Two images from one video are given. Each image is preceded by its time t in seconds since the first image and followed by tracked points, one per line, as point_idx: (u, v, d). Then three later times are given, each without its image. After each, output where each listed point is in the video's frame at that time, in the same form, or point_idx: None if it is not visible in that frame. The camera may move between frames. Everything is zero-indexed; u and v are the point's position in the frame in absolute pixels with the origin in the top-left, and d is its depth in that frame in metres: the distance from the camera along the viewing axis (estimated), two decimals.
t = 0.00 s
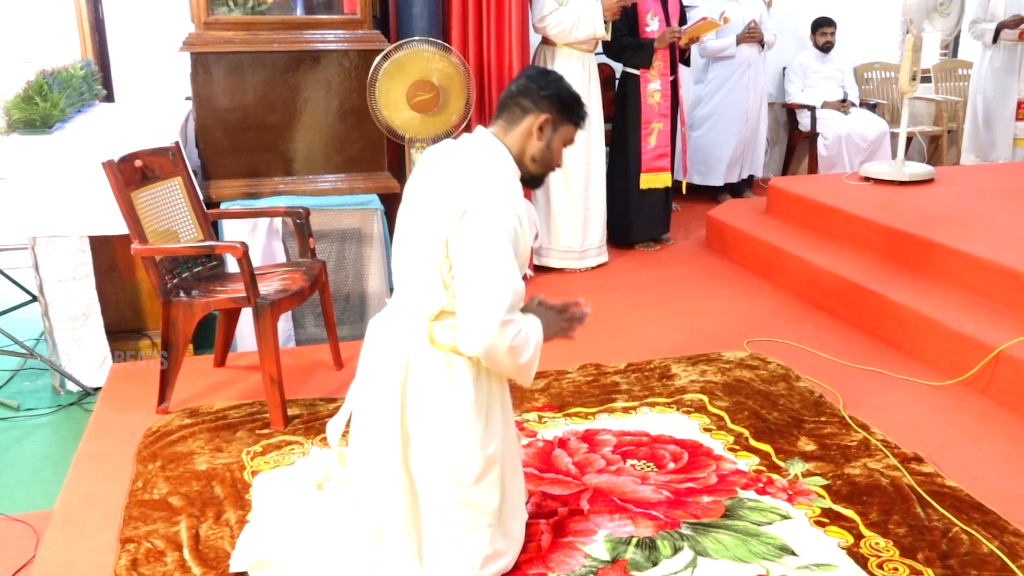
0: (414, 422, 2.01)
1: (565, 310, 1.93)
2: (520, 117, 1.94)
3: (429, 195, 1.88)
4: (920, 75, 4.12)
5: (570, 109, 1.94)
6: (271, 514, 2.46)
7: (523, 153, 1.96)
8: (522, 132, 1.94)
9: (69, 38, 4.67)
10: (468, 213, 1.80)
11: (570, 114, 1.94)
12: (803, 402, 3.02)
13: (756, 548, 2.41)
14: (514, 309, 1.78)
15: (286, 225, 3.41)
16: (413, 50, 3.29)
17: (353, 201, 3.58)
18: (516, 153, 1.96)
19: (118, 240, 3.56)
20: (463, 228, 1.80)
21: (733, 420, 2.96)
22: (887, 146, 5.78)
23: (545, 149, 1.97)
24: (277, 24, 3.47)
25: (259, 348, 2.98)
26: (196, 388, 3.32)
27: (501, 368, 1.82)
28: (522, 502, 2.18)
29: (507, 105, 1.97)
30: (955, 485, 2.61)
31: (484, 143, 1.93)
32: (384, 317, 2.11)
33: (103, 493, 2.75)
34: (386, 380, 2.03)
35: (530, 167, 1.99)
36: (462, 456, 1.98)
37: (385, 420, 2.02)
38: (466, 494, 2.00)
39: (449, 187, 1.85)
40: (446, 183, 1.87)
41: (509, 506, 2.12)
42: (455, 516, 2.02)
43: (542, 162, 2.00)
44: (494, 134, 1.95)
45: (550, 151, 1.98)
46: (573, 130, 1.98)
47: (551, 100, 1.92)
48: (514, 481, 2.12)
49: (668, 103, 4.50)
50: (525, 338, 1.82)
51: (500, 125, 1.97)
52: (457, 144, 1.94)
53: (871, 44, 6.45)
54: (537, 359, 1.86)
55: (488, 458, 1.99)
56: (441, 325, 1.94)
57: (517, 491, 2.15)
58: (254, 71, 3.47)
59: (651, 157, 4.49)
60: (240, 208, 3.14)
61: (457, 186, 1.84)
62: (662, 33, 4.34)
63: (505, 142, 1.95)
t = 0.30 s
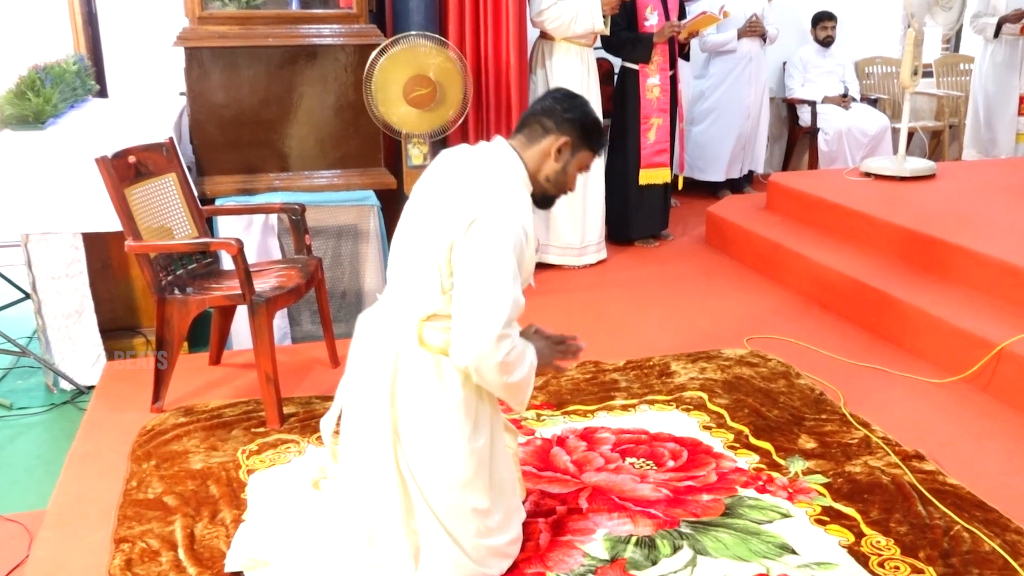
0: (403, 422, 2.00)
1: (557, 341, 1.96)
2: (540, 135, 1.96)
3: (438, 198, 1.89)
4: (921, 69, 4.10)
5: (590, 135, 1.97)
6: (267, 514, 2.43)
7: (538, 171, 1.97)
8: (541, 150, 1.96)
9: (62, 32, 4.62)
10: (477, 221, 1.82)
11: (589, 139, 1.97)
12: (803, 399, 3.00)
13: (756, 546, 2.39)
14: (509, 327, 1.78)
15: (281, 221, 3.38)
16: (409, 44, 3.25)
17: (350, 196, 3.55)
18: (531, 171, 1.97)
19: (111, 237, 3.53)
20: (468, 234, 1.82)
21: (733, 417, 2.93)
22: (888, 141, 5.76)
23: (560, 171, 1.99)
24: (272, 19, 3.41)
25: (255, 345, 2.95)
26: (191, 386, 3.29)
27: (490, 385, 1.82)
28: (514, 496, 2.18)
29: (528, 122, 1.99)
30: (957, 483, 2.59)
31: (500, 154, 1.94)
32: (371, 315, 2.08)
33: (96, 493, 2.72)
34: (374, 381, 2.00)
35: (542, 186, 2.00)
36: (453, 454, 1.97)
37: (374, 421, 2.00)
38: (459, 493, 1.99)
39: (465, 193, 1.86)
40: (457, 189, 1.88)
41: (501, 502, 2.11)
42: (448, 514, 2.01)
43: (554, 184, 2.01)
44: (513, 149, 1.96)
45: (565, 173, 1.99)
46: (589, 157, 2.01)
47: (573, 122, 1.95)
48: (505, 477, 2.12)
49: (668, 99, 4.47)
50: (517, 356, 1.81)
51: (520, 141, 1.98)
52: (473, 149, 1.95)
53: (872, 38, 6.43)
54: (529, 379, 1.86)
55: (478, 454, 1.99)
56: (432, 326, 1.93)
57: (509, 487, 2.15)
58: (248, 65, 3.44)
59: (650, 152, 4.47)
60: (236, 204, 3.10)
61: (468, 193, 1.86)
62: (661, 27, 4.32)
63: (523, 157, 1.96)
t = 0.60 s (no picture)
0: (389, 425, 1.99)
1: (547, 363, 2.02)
2: (555, 152, 1.97)
3: (446, 200, 1.90)
4: (925, 59, 4.04)
5: (603, 159, 1.98)
6: (259, 513, 2.38)
7: (548, 188, 1.98)
8: (554, 167, 1.97)
9: (50, 22, 4.55)
10: (486, 229, 1.81)
11: (602, 163, 1.98)
12: (805, 394, 2.95)
13: (757, 544, 2.34)
14: (505, 340, 1.78)
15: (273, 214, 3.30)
16: (403, 33, 3.19)
17: (344, 189, 3.50)
18: (542, 187, 1.98)
19: (99, 231, 3.46)
20: (475, 240, 1.81)
21: (733, 414, 2.88)
22: (891, 132, 5.74)
23: (570, 191, 2.00)
24: (262, 8, 3.34)
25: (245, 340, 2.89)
26: (181, 383, 3.23)
27: (481, 397, 1.83)
28: (509, 489, 2.16)
29: (544, 138, 2.00)
30: (961, 479, 2.55)
31: (513, 165, 1.96)
32: (360, 311, 2.07)
33: (85, 492, 2.66)
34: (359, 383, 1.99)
35: (550, 203, 2.01)
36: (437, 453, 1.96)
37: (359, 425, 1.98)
38: (447, 492, 1.97)
39: (484, 197, 1.87)
40: (468, 193, 1.89)
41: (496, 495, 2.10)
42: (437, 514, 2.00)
43: (563, 202, 2.02)
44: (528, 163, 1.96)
45: (575, 193, 2.00)
46: (600, 182, 2.01)
47: (589, 145, 1.96)
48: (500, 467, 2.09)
49: (667, 89, 4.42)
50: (511, 371, 1.82)
51: (535, 156, 1.98)
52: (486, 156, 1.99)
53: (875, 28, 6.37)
54: (519, 394, 1.86)
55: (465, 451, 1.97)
56: (421, 326, 1.94)
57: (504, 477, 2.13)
58: (239, 56, 3.38)
59: (649, 144, 4.42)
60: (226, 197, 3.03)
61: (479, 199, 1.87)
62: (660, 16, 4.27)
63: (536, 173, 1.97)
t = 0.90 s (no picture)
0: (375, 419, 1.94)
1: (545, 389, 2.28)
2: (566, 168, 1.94)
3: (453, 204, 1.87)
4: (933, 40, 3.97)
5: (613, 181, 1.96)
6: (246, 510, 2.29)
7: (555, 203, 1.96)
8: (564, 183, 1.94)
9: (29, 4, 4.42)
10: (493, 240, 1.77)
11: (612, 184, 1.96)
12: (809, 386, 2.87)
13: (760, 541, 2.27)
14: (508, 354, 1.73)
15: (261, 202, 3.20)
16: (394, 15, 3.09)
17: (333, 176, 3.39)
18: (549, 202, 1.95)
19: (81, 219, 3.36)
20: (481, 250, 1.77)
21: (736, 407, 2.81)
22: (898, 117, 5.70)
23: (576, 209, 1.97)
24: None
25: (231, 331, 2.80)
26: (166, 376, 3.13)
27: (482, 412, 1.77)
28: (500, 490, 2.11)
29: (555, 152, 1.98)
30: (969, 473, 2.48)
31: (522, 175, 1.93)
32: (351, 301, 2.01)
33: (67, 489, 2.57)
34: (341, 377, 1.95)
35: (555, 218, 1.99)
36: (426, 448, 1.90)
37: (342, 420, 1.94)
38: (437, 486, 1.92)
39: (494, 206, 1.83)
40: (477, 200, 1.85)
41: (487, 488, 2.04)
42: (428, 510, 1.95)
43: (568, 219, 2.00)
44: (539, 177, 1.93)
45: (580, 212, 1.98)
46: (607, 202, 2.00)
47: (600, 164, 1.94)
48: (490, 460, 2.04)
49: (668, 72, 4.32)
50: (512, 387, 1.76)
51: (546, 169, 1.96)
52: (497, 163, 1.96)
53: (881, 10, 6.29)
54: (519, 412, 1.81)
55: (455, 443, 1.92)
56: (409, 325, 1.89)
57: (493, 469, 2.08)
58: (224, 39, 3.28)
59: (649, 129, 4.33)
60: (211, 184, 2.92)
61: (488, 208, 1.83)
62: None
63: (545, 187, 1.94)
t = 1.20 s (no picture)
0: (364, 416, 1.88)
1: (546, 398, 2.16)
2: (573, 187, 1.86)
3: (455, 210, 1.79)
4: (945, 19, 3.87)
5: (619, 205, 1.88)
6: (231, 508, 2.20)
7: (558, 222, 1.87)
8: (570, 203, 1.86)
9: None
10: (501, 254, 1.70)
11: (618, 209, 1.88)
12: (815, 377, 2.79)
13: (764, 537, 2.19)
14: (516, 370, 1.66)
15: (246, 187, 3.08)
16: None
17: (321, 160, 3.25)
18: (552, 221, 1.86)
19: (59, 206, 3.24)
20: (488, 265, 1.70)
21: (740, 399, 2.71)
22: (909, 98, 5.58)
23: (579, 230, 1.89)
24: None
25: (216, 322, 2.70)
26: (149, 368, 3.03)
27: (490, 431, 1.69)
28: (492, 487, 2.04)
29: (564, 169, 1.89)
30: (981, 468, 2.40)
31: (530, 186, 1.84)
32: (344, 295, 1.92)
33: (46, 485, 2.47)
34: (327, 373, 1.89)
35: (556, 238, 1.90)
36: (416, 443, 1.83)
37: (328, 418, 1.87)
38: (427, 483, 1.84)
39: (502, 217, 1.76)
40: (482, 209, 1.78)
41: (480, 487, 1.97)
42: (420, 508, 1.87)
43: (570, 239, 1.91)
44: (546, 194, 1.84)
45: (583, 234, 1.89)
46: (611, 226, 1.92)
47: (609, 187, 1.86)
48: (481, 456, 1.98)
49: (669, 51, 4.21)
50: (521, 406, 1.69)
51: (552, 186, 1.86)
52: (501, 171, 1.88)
53: None
54: (528, 434, 1.74)
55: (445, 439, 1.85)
56: (392, 327, 1.86)
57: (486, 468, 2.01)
58: (206, 17, 3.17)
59: (649, 111, 4.22)
60: (194, 169, 2.81)
61: (495, 219, 1.76)
62: None
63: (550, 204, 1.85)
